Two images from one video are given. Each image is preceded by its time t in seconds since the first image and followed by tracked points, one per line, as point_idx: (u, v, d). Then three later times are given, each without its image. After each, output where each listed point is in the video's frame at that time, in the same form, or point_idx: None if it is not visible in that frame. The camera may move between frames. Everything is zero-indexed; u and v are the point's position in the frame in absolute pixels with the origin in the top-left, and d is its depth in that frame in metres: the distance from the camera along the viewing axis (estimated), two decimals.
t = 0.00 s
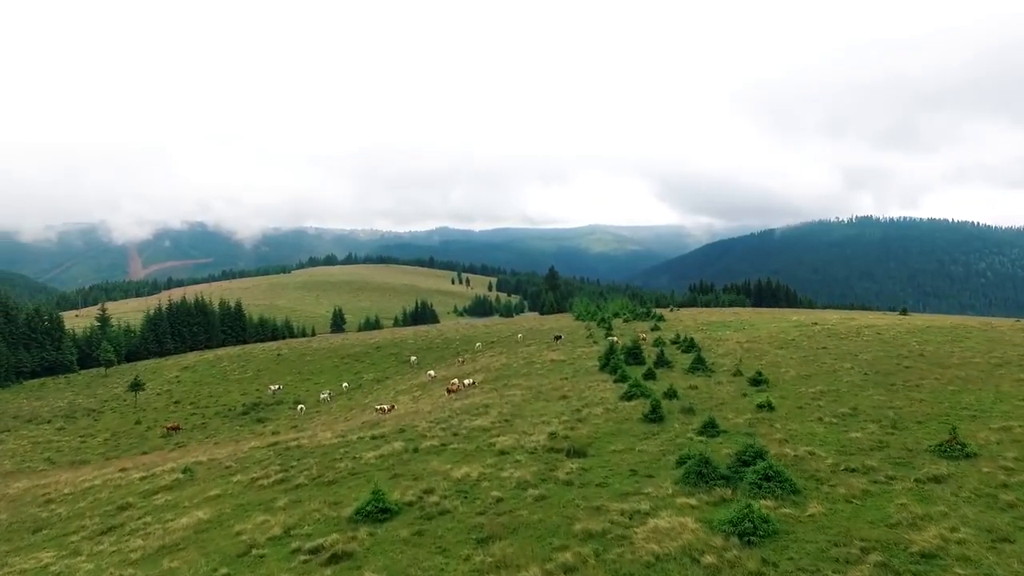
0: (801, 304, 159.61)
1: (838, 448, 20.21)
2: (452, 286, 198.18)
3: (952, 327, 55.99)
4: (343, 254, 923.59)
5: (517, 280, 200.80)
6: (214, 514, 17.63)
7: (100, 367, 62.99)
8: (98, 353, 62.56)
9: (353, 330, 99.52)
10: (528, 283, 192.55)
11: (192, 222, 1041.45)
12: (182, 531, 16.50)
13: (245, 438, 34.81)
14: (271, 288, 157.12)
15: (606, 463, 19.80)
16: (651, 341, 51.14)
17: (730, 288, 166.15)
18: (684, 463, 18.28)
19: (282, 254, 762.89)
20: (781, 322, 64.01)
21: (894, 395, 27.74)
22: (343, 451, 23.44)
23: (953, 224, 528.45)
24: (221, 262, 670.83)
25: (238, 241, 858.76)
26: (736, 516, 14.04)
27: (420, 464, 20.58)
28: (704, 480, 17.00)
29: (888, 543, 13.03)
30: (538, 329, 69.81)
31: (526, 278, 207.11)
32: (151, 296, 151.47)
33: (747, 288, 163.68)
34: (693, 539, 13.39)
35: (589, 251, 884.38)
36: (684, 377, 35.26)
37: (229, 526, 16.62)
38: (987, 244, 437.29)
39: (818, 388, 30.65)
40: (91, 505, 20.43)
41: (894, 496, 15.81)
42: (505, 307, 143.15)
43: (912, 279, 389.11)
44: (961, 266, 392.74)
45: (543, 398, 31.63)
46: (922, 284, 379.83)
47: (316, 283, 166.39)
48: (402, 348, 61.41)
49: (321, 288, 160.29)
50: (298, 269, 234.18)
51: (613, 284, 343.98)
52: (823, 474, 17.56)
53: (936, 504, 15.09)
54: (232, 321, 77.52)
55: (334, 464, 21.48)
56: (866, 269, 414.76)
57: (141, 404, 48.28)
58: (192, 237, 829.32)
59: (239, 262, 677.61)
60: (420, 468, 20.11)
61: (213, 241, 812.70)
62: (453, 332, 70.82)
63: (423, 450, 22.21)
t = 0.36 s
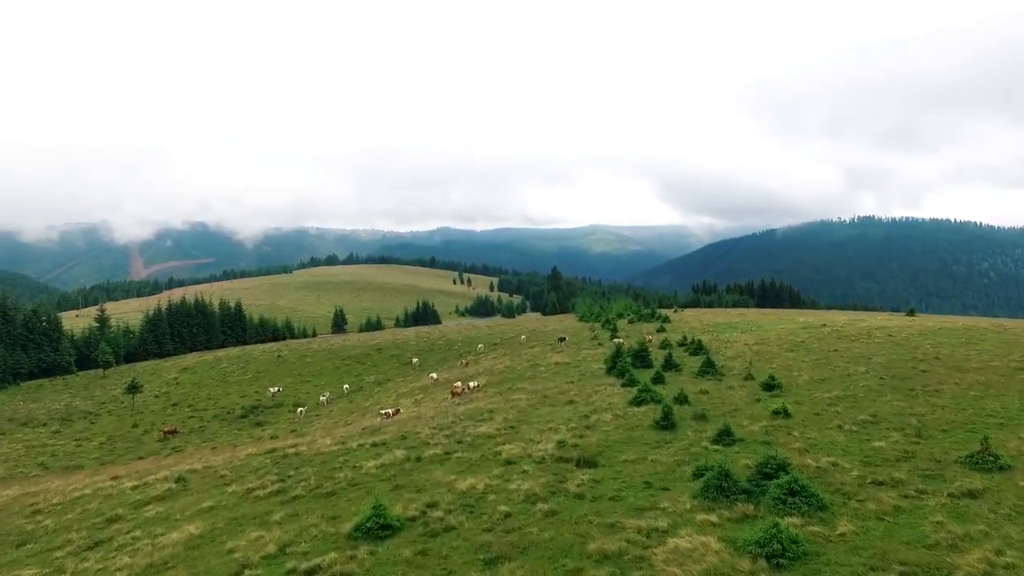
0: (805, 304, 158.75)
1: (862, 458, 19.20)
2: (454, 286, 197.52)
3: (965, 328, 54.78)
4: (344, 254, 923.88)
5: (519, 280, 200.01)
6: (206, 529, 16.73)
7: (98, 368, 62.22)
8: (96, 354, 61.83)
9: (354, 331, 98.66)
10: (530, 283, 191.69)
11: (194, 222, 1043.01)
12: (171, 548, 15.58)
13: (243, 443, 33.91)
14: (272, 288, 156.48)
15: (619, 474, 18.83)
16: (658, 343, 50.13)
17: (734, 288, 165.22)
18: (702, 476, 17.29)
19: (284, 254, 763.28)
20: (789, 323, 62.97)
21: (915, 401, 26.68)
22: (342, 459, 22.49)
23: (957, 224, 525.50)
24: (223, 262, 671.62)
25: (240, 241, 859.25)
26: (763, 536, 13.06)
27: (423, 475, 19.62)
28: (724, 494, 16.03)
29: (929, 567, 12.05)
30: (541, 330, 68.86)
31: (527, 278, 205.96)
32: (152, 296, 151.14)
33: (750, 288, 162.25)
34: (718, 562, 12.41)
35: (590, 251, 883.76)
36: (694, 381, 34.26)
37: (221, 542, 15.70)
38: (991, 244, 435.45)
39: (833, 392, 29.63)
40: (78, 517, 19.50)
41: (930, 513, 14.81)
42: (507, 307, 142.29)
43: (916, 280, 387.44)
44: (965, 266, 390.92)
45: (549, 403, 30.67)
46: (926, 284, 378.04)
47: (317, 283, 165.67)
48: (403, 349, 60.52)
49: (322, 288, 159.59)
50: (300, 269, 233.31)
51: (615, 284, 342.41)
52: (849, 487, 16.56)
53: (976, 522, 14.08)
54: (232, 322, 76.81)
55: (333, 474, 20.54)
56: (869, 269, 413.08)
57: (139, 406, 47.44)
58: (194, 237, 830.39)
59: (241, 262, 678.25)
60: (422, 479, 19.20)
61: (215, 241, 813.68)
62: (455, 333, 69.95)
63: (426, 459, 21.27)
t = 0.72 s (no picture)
0: (808, 305, 157.88)
1: (890, 471, 18.12)
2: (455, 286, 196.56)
3: (978, 330, 53.53)
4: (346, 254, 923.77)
5: (521, 280, 199.11)
6: (196, 546, 15.76)
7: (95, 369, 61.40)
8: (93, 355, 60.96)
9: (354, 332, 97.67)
10: (532, 283, 190.68)
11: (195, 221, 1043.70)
12: (157, 567, 14.60)
13: (240, 449, 32.97)
14: (273, 288, 155.75)
15: (633, 488, 17.82)
16: (665, 346, 49.11)
17: (737, 289, 164.40)
18: (722, 492, 16.24)
19: (285, 254, 763.39)
20: (797, 325, 61.83)
21: (937, 408, 25.56)
22: (341, 468, 21.56)
23: (960, 224, 522.93)
24: (224, 262, 671.56)
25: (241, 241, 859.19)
26: (795, 560, 12.03)
27: (426, 487, 18.64)
28: (748, 511, 15.02)
29: None
30: (545, 331, 67.85)
31: (529, 278, 205.23)
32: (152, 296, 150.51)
33: (753, 289, 160.80)
34: None
35: (592, 252, 882.76)
36: (704, 386, 33.21)
37: (210, 561, 14.71)
38: (995, 245, 433.74)
39: (850, 398, 28.59)
40: (62, 532, 18.51)
41: (972, 533, 13.73)
42: (509, 308, 141.30)
43: (919, 280, 385.93)
44: (968, 266, 389.32)
45: (556, 408, 29.68)
46: (928, 284, 376.45)
47: (318, 283, 164.76)
48: (404, 351, 59.58)
49: (323, 288, 158.84)
50: (301, 269, 232.63)
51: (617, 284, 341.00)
52: (881, 504, 15.48)
53: None
54: (231, 323, 76.00)
55: (331, 486, 19.55)
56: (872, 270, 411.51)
57: (135, 409, 46.50)
58: (196, 237, 830.55)
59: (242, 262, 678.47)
60: (425, 492, 18.21)
61: (216, 241, 814.07)
62: (457, 334, 69.02)
63: (429, 470, 20.27)
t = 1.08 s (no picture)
0: (810, 306, 156.88)
1: (919, 484, 17.14)
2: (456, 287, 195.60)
3: (990, 332, 52.45)
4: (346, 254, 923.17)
5: (522, 281, 198.13)
6: (184, 564, 14.80)
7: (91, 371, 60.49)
8: (89, 356, 60.07)
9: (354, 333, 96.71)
10: (533, 284, 189.69)
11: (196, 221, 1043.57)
12: None
13: (236, 454, 32.01)
14: (273, 288, 154.91)
15: (647, 502, 16.85)
16: (671, 348, 48.15)
17: (738, 289, 163.50)
18: (744, 509, 15.24)
19: (285, 254, 762.68)
20: (803, 327, 60.81)
21: (960, 415, 24.54)
22: (339, 478, 20.58)
23: (961, 224, 521.19)
24: (224, 262, 671.16)
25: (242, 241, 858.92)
26: None
27: (428, 500, 17.65)
28: (774, 530, 14.03)
29: None
30: (547, 332, 66.95)
31: (530, 279, 204.34)
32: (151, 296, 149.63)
33: (755, 289, 159.65)
34: None
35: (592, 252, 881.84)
36: (714, 390, 32.22)
37: None
38: (997, 245, 432.35)
39: (866, 403, 27.61)
40: (45, 547, 17.52)
41: (1017, 555, 12.71)
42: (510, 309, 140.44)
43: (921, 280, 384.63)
44: (971, 266, 388.02)
45: (561, 413, 28.72)
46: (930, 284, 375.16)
47: (318, 283, 163.85)
48: (405, 352, 58.62)
49: (323, 288, 157.98)
50: (301, 269, 231.77)
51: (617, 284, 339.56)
52: (916, 521, 14.46)
53: None
54: (230, 323, 75.15)
55: (329, 498, 18.55)
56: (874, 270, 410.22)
57: (131, 412, 45.59)
58: (196, 237, 830.09)
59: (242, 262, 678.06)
60: (427, 505, 17.24)
61: (216, 241, 813.56)
62: (458, 335, 68.07)
63: (432, 482, 19.29)
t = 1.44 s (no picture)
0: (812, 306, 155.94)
1: (952, 499, 16.10)
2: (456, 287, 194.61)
3: (1002, 334, 51.34)
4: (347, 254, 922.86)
5: (522, 282, 197.12)
6: None
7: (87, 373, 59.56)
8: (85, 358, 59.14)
9: (354, 334, 95.34)
10: (534, 284, 188.70)
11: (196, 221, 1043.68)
12: None
13: (231, 461, 30.99)
14: (273, 288, 153.98)
15: (663, 518, 15.85)
16: (677, 350, 47.13)
17: (740, 289, 162.60)
18: (768, 528, 14.21)
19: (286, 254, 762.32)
20: (811, 329, 59.70)
21: (985, 423, 23.49)
22: (336, 490, 19.55)
23: (963, 224, 519.73)
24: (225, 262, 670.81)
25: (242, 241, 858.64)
26: None
27: (430, 516, 16.62)
28: (803, 552, 13.03)
29: None
30: (550, 334, 65.94)
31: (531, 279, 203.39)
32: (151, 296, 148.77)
33: (757, 290, 158.67)
34: None
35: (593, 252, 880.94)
36: (724, 395, 31.20)
37: None
38: (999, 245, 431.00)
39: (884, 410, 26.59)
40: (24, 565, 16.52)
41: None
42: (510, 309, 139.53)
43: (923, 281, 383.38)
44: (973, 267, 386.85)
45: (568, 420, 27.69)
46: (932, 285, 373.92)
47: (318, 283, 162.90)
48: (406, 354, 57.63)
49: (323, 288, 157.09)
50: (301, 270, 230.97)
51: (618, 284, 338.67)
52: (956, 542, 13.44)
53: None
54: (228, 325, 74.28)
55: (325, 512, 17.55)
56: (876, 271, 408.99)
57: (126, 415, 44.62)
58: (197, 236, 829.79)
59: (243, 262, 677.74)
60: (430, 521, 16.26)
61: (217, 241, 813.66)
62: (459, 337, 67.08)
63: (434, 494, 18.28)
